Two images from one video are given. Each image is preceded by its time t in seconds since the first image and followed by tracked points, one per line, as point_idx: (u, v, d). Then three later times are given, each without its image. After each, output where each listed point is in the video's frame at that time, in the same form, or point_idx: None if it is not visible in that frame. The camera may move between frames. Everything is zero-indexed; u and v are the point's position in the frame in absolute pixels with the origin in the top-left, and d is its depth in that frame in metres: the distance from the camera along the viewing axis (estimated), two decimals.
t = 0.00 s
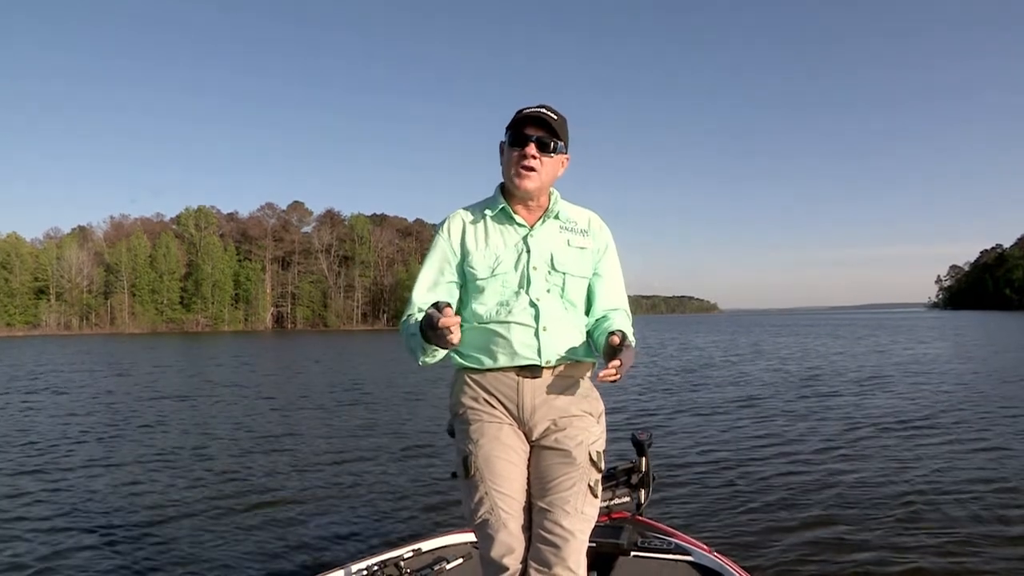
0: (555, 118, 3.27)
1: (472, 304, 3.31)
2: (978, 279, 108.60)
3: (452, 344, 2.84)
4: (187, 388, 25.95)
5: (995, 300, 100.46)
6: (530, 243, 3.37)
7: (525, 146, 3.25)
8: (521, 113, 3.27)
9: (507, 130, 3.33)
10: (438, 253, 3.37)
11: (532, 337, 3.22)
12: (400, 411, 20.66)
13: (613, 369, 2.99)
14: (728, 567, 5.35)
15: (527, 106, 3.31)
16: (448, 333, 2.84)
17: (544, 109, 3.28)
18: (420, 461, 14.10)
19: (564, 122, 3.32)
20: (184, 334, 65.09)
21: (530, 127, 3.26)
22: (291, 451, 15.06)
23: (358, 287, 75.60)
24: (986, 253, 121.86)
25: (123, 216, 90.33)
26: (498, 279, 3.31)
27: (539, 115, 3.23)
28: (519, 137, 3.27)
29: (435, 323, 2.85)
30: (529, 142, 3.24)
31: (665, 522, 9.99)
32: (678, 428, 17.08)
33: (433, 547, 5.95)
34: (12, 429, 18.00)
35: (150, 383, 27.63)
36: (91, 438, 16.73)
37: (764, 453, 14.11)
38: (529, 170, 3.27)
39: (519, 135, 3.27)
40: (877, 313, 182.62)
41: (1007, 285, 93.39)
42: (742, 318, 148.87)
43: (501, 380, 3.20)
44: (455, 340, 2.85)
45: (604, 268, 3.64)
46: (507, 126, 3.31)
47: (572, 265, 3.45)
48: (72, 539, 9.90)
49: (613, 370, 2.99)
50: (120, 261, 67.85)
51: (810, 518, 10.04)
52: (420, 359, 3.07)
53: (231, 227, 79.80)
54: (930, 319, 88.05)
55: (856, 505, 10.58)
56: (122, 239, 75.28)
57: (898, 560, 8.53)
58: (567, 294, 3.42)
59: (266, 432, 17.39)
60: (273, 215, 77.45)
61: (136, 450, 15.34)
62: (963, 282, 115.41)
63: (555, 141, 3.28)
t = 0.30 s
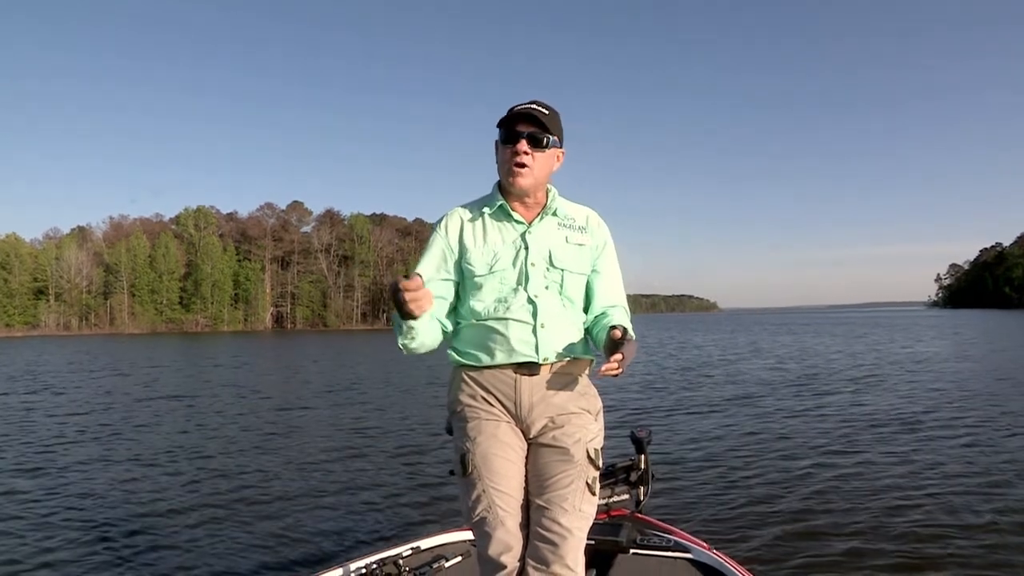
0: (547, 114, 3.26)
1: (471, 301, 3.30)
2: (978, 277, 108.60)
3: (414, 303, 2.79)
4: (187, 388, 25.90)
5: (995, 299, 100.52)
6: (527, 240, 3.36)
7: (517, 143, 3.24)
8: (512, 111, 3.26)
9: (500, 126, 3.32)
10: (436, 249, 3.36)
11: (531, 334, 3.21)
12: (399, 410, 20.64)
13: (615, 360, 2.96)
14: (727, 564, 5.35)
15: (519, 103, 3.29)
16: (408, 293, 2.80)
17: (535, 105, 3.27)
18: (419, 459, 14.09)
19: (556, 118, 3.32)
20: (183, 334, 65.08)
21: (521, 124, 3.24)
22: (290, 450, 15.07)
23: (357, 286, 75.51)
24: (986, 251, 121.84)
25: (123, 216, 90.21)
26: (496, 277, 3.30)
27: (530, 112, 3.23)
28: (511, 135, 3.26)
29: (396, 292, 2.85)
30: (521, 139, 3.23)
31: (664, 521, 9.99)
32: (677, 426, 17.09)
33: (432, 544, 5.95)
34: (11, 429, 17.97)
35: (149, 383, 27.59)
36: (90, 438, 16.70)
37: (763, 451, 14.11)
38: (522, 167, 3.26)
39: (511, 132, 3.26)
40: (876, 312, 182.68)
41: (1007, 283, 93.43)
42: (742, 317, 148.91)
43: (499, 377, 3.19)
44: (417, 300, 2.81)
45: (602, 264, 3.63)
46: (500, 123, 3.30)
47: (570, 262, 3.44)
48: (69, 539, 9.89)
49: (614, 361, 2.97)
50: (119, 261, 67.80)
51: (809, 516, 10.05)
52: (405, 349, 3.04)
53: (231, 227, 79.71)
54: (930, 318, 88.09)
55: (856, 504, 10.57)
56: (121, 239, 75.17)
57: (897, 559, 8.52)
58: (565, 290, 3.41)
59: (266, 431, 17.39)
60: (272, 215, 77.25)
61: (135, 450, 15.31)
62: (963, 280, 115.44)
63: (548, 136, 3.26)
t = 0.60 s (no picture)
0: (549, 114, 3.25)
1: (468, 299, 3.29)
2: (977, 275, 108.61)
3: (383, 214, 2.66)
4: (185, 388, 25.87)
5: (994, 296, 100.61)
6: (526, 239, 3.35)
7: (519, 143, 3.23)
8: (515, 110, 3.24)
9: (501, 125, 3.30)
10: (432, 245, 3.34)
11: (528, 333, 3.21)
12: (397, 410, 20.61)
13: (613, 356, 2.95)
14: (727, 562, 5.35)
15: (521, 102, 3.28)
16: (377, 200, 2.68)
17: (537, 105, 3.26)
18: (418, 458, 14.07)
19: (557, 119, 3.31)
20: (182, 334, 65.04)
21: (524, 125, 3.23)
22: (289, 450, 15.05)
23: (357, 286, 75.45)
24: (985, 248, 121.84)
25: (122, 216, 90.14)
26: (493, 276, 3.29)
27: (532, 112, 3.22)
28: (513, 135, 3.24)
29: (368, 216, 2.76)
30: (523, 140, 3.22)
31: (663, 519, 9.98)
32: (676, 425, 17.09)
33: (431, 543, 5.94)
34: (10, 429, 17.97)
35: (148, 383, 27.57)
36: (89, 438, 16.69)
37: (762, 449, 14.11)
38: (524, 167, 3.25)
39: (512, 132, 3.24)
40: (876, 309, 182.74)
41: (1006, 281, 93.64)
42: (741, 315, 148.97)
43: (498, 376, 3.19)
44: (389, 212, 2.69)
45: (601, 264, 3.63)
46: (502, 122, 3.28)
47: (568, 262, 3.44)
48: (68, 539, 9.88)
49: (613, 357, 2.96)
50: (118, 261, 67.76)
51: (808, 514, 10.04)
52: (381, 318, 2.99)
53: (229, 226, 79.62)
54: (930, 315, 88.11)
55: (855, 502, 10.57)
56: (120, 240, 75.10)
57: (896, 557, 8.52)
58: (563, 289, 3.41)
59: (264, 430, 17.38)
60: (271, 215, 77.01)
61: (134, 450, 15.30)
62: (962, 278, 115.49)
63: (550, 137, 3.26)
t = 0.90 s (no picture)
0: (554, 120, 3.25)
1: (468, 301, 3.29)
2: (977, 275, 108.72)
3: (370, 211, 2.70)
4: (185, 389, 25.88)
5: (994, 296, 100.73)
6: (526, 241, 3.35)
7: (522, 146, 3.23)
8: (519, 113, 3.24)
9: (505, 127, 3.30)
10: (433, 246, 3.34)
11: (527, 334, 3.20)
12: (396, 411, 20.63)
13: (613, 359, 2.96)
14: (726, 563, 5.35)
15: (524, 106, 3.28)
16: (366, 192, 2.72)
17: (542, 109, 3.26)
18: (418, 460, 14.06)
19: (562, 123, 3.30)
20: (181, 335, 65.00)
21: (528, 130, 3.23)
22: (289, 451, 15.05)
23: (357, 287, 75.46)
24: (985, 248, 121.94)
25: (121, 218, 90.15)
26: (494, 277, 3.29)
27: (537, 116, 3.21)
28: (517, 137, 3.24)
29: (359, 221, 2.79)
30: (527, 144, 3.22)
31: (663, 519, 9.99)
32: (676, 425, 17.09)
33: (431, 546, 5.94)
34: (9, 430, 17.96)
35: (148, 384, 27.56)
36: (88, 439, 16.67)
37: (762, 450, 14.11)
38: (526, 171, 3.25)
39: (516, 135, 3.24)
40: (876, 310, 182.83)
41: (1006, 280, 93.77)
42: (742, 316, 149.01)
43: (496, 377, 3.19)
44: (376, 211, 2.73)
45: (600, 267, 3.63)
46: (505, 125, 3.28)
47: (569, 264, 3.44)
48: (67, 539, 9.89)
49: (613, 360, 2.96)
50: (118, 262, 67.76)
51: (808, 514, 10.04)
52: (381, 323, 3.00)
53: (229, 227, 79.59)
54: (930, 315, 88.21)
55: (855, 502, 10.57)
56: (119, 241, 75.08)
57: (896, 557, 8.52)
58: (563, 291, 3.41)
59: (264, 431, 17.38)
60: (270, 216, 76.95)
61: (133, 451, 15.30)
62: (962, 278, 115.63)
63: (554, 142, 3.26)
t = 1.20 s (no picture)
0: (560, 124, 3.26)
1: (470, 304, 3.29)
2: (976, 278, 108.91)
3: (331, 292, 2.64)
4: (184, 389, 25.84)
5: (993, 298, 100.81)
6: (529, 244, 3.36)
7: (528, 150, 3.23)
8: (525, 116, 3.25)
9: (511, 130, 3.31)
10: (435, 250, 3.35)
11: (529, 338, 3.21)
12: (395, 411, 20.61)
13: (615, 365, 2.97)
14: (725, 565, 5.35)
15: (531, 109, 3.29)
16: (323, 284, 2.60)
17: (549, 114, 3.26)
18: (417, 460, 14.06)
19: (568, 127, 3.32)
20: (180, 334, 64.92)
21: (534, 133, 3.23)
22: (288, 451, 15.04)
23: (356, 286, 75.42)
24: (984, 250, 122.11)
25: (121, 218, 90.11)
26: (496, 280, 3.29)
27: (543, 121, 3.22)
28: (523, 141, 3.24)
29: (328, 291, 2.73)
30: (532, 147, 3.23)
31: (661, 520, 10.00)
32: (674, 426, 17.10)
33: (429, 547, 5.94)
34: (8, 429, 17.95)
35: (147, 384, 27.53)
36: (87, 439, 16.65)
37: (761, 450, 14.12)
38: (531, 176, 3.26)
39: (523, 139, 3.24)
40: (875, 312, 182.97)
41: (1007, 282, 93.87)
42: (741, 318, 149.05)
43: (498, 379, 3.19)
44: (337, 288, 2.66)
45: (602, 268, 3.63)
46: (512, 128, 3.29)
47: (571, 266, 3.44)
48: (65, 539, 9.88)
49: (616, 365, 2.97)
50: (117, 262, 67.73)
51: (806, 515, 10.04)
52: (379, 350, 3.02)
53: (228, 227, 79.53)
54: (930, 317, 88.33)
55: (853, 503, 10.57)
56: (119, 240, 75.04)
57: (893, 558, 8.52)
58: (565, 294, 3.41)
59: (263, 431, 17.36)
60: (270, 215, 76.86)
61: (132, 450, 15.28)
62: (961, 280, 115.76)
63: (559, 146, 3.27)
